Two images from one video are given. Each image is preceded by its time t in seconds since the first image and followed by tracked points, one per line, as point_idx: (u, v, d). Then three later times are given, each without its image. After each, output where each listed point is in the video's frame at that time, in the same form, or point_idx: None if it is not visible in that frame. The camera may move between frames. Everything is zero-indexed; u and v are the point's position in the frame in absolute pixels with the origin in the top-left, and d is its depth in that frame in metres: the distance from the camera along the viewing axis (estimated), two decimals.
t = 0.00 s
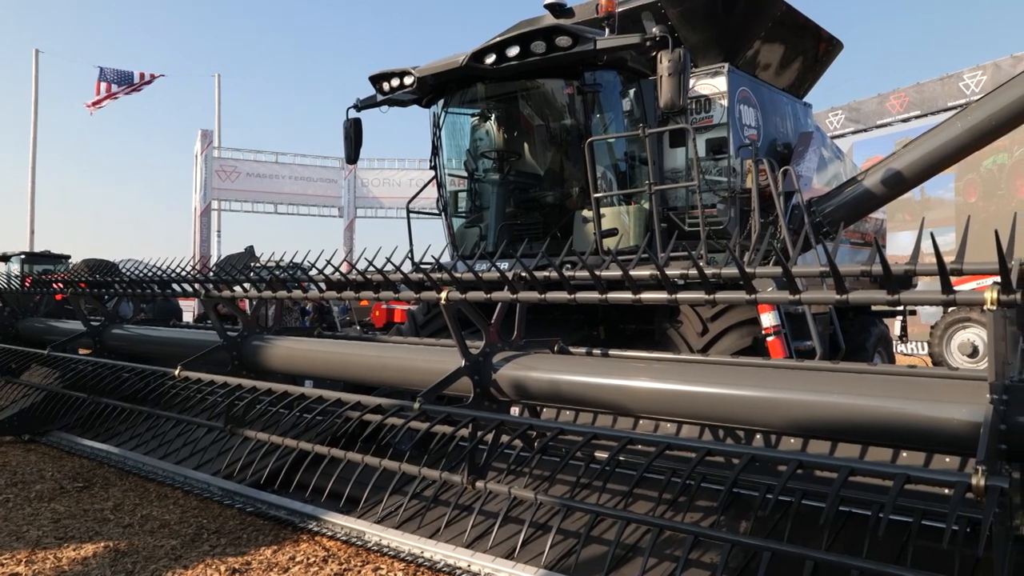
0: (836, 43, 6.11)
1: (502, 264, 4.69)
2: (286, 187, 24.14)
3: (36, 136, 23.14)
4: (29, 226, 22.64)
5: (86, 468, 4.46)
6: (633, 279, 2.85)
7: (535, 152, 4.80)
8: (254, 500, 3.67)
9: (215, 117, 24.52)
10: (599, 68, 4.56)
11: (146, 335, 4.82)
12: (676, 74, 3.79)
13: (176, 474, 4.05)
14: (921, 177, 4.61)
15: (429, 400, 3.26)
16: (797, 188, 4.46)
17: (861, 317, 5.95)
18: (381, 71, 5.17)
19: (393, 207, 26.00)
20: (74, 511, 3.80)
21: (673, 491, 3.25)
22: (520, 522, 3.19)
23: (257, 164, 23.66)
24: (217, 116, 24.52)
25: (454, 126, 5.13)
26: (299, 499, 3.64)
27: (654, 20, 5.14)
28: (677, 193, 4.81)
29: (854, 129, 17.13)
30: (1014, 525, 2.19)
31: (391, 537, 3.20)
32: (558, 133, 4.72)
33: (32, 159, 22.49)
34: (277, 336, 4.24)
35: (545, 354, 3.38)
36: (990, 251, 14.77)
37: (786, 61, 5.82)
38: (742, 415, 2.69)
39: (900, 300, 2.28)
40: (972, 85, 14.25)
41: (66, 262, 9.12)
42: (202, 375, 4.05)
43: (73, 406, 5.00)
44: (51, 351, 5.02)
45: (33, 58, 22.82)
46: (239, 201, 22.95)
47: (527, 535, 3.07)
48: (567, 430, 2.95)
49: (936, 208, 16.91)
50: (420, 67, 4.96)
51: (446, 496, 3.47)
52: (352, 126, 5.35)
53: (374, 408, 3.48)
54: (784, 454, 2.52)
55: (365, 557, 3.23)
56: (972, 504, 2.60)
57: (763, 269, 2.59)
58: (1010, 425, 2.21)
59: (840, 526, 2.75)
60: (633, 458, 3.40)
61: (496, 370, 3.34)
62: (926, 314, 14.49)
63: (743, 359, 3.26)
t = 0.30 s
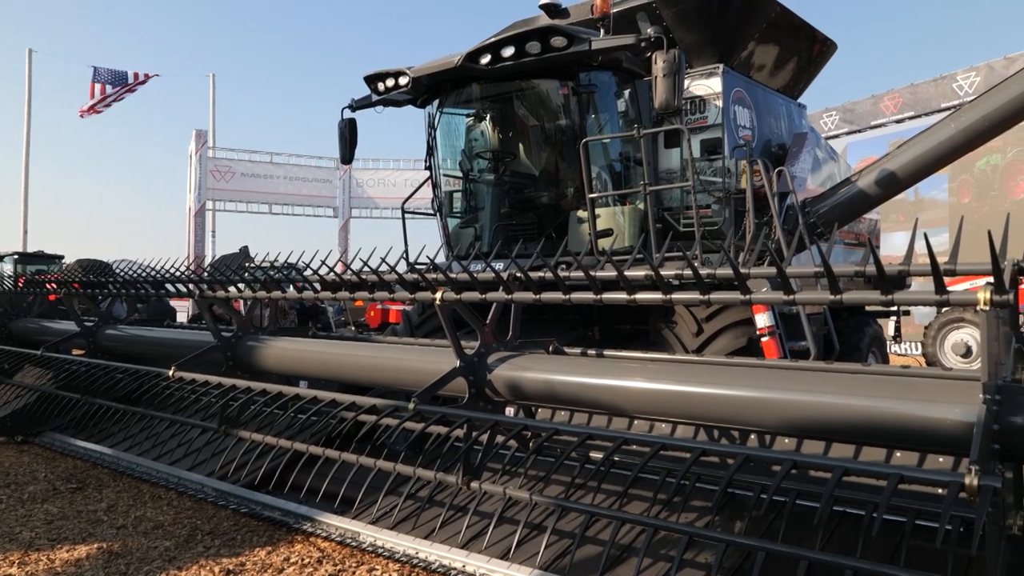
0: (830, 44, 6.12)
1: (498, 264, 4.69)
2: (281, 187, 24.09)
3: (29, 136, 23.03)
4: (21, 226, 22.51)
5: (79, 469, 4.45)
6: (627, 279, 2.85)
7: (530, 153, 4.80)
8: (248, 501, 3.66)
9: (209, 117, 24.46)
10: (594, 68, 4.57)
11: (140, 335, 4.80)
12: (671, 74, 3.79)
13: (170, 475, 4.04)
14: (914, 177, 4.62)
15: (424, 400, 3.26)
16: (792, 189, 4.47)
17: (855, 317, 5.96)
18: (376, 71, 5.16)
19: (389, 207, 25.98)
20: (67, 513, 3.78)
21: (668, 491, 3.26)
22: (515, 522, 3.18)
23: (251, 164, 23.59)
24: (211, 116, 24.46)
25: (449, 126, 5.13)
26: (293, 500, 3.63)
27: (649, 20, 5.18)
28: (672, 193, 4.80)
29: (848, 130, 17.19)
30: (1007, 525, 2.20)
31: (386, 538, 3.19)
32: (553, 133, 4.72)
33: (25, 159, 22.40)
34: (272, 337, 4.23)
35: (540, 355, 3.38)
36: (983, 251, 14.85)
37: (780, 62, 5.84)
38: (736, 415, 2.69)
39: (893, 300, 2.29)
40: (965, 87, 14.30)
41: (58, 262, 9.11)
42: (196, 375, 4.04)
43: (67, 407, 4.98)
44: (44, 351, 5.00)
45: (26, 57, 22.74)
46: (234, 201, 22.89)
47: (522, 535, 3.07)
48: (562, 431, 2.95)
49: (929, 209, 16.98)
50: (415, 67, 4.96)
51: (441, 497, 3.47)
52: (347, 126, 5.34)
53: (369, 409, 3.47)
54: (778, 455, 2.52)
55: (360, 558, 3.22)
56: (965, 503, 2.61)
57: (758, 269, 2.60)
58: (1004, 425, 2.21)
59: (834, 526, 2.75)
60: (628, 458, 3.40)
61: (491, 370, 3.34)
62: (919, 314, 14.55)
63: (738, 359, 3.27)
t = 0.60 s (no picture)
0: (823, 46, 6.14)
1: (491, 265, 4.69)
2: (274, 187, 24.03)
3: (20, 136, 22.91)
4: (12, 227, 22.38)
5: (70, 471, 4.42)
6: (621, 280, 2.86)
7: (524, 154, 4.81)
8: (241, 502, 3.65)
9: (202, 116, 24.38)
10: (587, 69, 4.58)
11: (132, 336, 4.78)
12: (664, 76, 3.80)
13: (163, 477, 4.02)
14: (906, 179, 4.64)
15: (417, 401, 3.25)
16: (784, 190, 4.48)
17: (847, 318, 5.98)
18: (370, 72, 5.15)
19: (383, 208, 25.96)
20: (58, 514, 3.76)
21: (661, 491, 3.26)
22: (508, 523, 3.18)
23: (244, 164, 23.50)
24: (204, 116, 24.38)
25: (443, 127, 5.13)
26: (286, 502, 3.63)
27: (642, 22, 5.09)
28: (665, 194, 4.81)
29: (841, 131, 17.26)
30: (999, 524, 2.21)
31: (379, 539, 3.19)
32: (547, 134, 4.73)
33: (16, 159, 22.27)
34: (265, 338, 4.22)
35: (534, 356, 3.38)
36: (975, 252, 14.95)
37: (773, 64, 5.85)
38: (729, 416, 2.70)
39: (885, 301, 2.30)
40: (956, 89, 14.36)
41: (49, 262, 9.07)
42: (188, 377, 4.02)
43: (58, 409, 4.96)
44: (35, 353, 4.98)
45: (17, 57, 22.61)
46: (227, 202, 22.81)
47: (515, 536, 3.07)
48: (556, 432, 2.95)
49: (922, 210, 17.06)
50: (409, 68, 4.95)
51: (435, 498, 3.46)
52: (341, 127, 5.33)
53: (363, 410, 3.47)
54: (771, 455, 2.53)
55: (353, 559, 3.21)
56: (957, 503, 2.62)
57: (750, 270, 2.61)
58: (995, 425, 2.21)
59: (826, 526, 2.76)
60: (621, 459, 3.40)
61: (484, 371, 3.34)
62: (912, 314, 14.63)
63: (731, 360, 3.28)
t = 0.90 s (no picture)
0: (814, 48, 6.16)
1: (483, 267, 4.69)
2: (267, 189, 23.96)
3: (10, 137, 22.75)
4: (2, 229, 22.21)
5: (61, 473, 4.40)
6: (613, 282, 2.86)
7: (516, 155, 4.81)
8: (233, 505, 3.64)
9: (194, 118, 24.26)
10: (579, 71, 4.57)
11: (124, 338, 4.76)
12: (656, 78, 3.81)
13: (154, 480, 4.00)
14: (897, 181, 4.66)
15: (410, 403, 3.24)
16: (776, 192, 4.50)
17: (839, 320, 6.00)
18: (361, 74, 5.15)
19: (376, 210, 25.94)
20: (48, 517, 3.74)
21: (653, 493, 3.26)
22: (501, 525, 3.18)
23: (236, 166, 23.40)
24: (196, 118, 24.26)
25: (435, 128, 5.13)
26: (278, 504, 3.61)
27: (633, 24, 5.07)
28: (657, 196, 4.82)
29: (833, 134, 17.36)
30: (990, 525, 2.22)
31: (372, 541, 3.18)
32: (539, 136, 4.73)
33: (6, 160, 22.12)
34: (256, 340, 4.20)
35: (526, 358, 3.38)
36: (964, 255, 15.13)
37: (765, 66, 5.87)
38: (722, 417, 2.70)
39: (876, 303, 2.31)
40: (946, 91, 14.43)
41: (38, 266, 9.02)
42: (180, 379, 4.01)
43: (48, 411, 4.93)
44: (25, 355, 4.95)
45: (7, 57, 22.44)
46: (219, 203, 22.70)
47: (508, 538, 3.06)
48: (548, 433, 2.95)
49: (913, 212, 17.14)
50: (401, 70, 4.95)
51: (427, 500, 3.46)
52: (332, 128, 5.32)
53: (355, 412, 3.46)
54: (763, 457, 2.53)
55: (345, 562, 3.19)
56: (948, 504, 2.63)
57: (742, 272, 2.61)
58: (985, 427, 2.22)
59: (818, 527, 2.76)
60: (613, 460, 3.40)
61: (477, 373, 3.34)
62: (903, 316, 14.71)
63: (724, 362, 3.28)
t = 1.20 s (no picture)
0: (806, 50, 6.18)
1: (477, 268, 4.69)
2: (260, 191, 23.94)
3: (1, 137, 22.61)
4: None
5: (51, 475, 4.37)
6: (607, 284, 2.86)
7: (510, 157, 4.81)
8: (225, 507, 3.64)
9: (187, 119, 24.17)
10: (573, 73, 4.60)
11: (115, 340, 4.75)
12: (649, 80, 3.81)
13: (145, 482, 3.99)
14: (888, 183, 4.68)
15: (403, 405, 3.24)
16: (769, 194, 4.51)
17: (831, 321, 6.02)
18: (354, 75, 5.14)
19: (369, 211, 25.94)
20: (39, 520, 3.72)
21: (646, 494, 3.26)
22: (494, 527, 3.18)
23: (229, 167, 23.31)
24: (189, 119, 24.17)
25: (428, 130, 5.12)
26: (270, 506, 3.61)
27: (627, 26, 5.09)
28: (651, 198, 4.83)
29: (826, 136, 17.42)
30: (982, 525, 2.22)
31: (365, 543, 3.17)
32: (533, 137, 4.74)
33: None
34: (249, 341, 4.19)
35: (520, 359, 3.38)
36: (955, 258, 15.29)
37: (757, 68, 5.89)
38: (715, 419, 2.70)
39: (868, 304, 2.32)
40: (938, 94, 14.50)
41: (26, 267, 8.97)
42: (172, 381, 4.00)
43: (39, 413, 4.91)
44: (15, 356, 4.93)
45: None
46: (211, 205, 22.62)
47: (501, 539, 3.06)
48: (541, 435, 2.95)
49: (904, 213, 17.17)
50: (395, 71, 4.94)
51: (420, 502, 3.45)
52: (326, 130, 5.31)
53: (347, 413, 3.46)
54: (755, 458, 2.54)
55: (338, 564, 3.17)
56: (939, 504, 2.64)
57: (735, 274, 2.62)
58: (976, 428, 2.23)
59: (810, 528, 2.77)
60: (607, 462, 3.40)
61: (470, 375, 3.34)
62: (896, 317, 14.79)
63: (717, 363, 3.29)
